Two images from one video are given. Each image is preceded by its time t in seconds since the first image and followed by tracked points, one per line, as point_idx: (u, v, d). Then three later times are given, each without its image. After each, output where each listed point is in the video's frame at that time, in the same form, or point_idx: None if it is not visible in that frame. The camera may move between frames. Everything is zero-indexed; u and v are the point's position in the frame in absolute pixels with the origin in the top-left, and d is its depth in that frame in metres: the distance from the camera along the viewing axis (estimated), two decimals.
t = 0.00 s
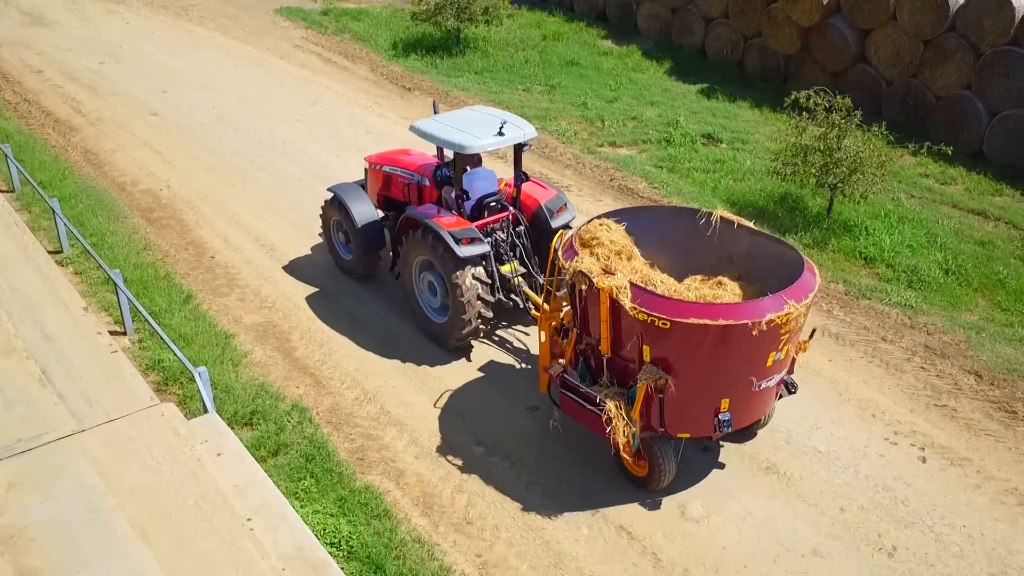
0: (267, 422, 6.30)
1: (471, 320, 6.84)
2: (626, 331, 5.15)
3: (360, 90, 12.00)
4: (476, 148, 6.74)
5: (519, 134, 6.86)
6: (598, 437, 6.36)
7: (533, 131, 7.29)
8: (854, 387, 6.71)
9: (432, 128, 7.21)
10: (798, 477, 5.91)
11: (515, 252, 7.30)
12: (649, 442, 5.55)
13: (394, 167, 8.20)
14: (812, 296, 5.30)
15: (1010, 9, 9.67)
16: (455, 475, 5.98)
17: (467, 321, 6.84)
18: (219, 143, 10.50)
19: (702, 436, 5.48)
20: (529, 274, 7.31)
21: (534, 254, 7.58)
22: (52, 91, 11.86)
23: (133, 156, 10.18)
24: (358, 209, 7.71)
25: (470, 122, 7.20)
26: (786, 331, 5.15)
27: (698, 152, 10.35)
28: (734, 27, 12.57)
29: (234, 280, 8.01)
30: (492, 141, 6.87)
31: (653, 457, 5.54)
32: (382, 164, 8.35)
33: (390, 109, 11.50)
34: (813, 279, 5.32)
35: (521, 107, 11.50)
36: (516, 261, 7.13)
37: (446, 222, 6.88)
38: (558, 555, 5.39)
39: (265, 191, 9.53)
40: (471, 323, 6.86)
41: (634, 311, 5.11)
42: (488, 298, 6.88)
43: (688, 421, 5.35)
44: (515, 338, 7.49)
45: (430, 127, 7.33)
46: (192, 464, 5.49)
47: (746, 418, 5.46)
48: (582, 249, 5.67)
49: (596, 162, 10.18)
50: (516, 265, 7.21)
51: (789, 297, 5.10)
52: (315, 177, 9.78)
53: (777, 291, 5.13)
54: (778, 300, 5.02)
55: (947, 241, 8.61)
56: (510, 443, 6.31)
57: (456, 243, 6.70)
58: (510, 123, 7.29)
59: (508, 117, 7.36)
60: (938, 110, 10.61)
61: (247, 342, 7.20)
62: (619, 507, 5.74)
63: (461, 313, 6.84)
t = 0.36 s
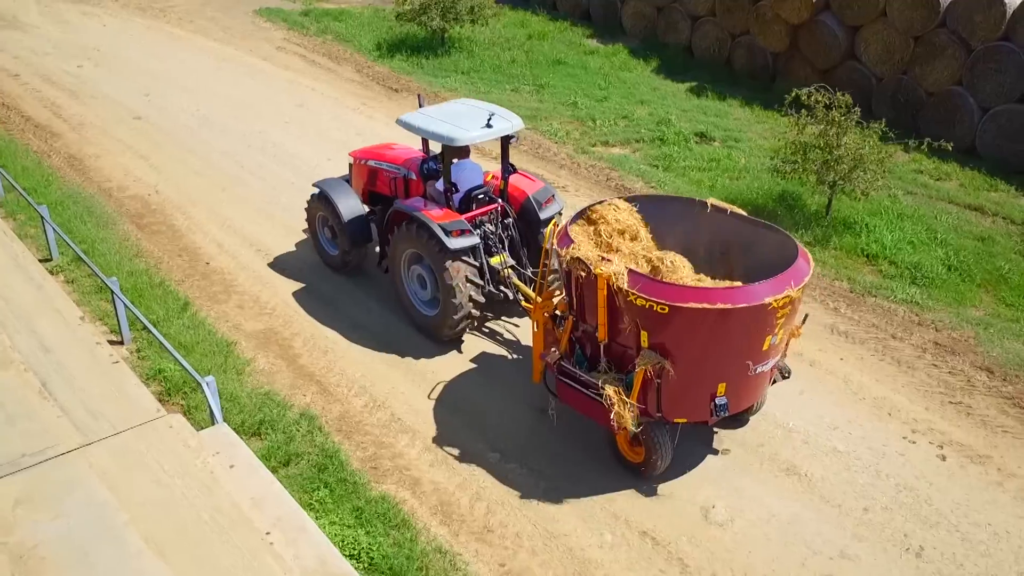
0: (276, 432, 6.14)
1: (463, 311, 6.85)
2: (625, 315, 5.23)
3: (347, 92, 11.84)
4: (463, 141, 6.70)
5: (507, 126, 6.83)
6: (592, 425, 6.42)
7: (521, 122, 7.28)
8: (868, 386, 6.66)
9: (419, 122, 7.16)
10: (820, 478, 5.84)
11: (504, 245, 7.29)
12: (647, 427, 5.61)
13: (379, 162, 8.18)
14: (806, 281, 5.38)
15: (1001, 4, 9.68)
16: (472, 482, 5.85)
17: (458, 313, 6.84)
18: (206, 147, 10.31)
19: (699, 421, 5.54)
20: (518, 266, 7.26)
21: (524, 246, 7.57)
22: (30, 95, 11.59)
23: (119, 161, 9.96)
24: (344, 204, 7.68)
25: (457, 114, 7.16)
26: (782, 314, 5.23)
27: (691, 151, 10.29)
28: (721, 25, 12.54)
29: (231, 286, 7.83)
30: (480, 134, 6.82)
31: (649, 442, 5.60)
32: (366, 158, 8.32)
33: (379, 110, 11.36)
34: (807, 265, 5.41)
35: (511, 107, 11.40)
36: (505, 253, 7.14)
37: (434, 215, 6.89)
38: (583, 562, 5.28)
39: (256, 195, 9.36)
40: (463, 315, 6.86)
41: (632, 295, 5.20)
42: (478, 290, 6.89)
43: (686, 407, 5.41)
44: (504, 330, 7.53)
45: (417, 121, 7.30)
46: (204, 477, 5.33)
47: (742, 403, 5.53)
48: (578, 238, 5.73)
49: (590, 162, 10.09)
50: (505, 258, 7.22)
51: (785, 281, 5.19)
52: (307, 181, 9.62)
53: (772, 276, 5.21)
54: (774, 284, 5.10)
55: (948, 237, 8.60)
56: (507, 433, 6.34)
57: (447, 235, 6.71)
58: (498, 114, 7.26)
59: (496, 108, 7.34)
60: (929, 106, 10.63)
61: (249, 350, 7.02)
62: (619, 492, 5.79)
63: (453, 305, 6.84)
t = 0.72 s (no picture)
0: (289, 443, 6.00)
1: (455, 305, 6.85)
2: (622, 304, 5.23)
3: (338, 94, 11.70)
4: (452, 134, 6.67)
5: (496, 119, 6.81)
6: (585, 415, 6.48)
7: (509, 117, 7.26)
8: (884, 387, 6.61)
9: (408, 117, 7.10)
10: (843, 482, 5.78)
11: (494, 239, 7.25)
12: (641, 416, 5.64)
13: (369, 158, 8.03)
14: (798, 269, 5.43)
15: (997, 2, 9.69)
16: (491, 492, 5.74)
17: (450, 307, 6.85)
18: (199, 152, 10.14)
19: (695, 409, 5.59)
20: (509, 259, 7.35)
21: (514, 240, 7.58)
22: (14, 100, 11.35)
23: (109, 167, 9.77)
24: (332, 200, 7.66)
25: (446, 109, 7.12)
26: (777, 303, 5.28)
27: (689, 150, 10.24)
28: (713, 24, 12.50)
29: (232, 294, 7.68)
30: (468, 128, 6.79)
31: (644, 431, 5.64)
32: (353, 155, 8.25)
33: (372, 113, 11.23)
34: (800, 254, 5.47)
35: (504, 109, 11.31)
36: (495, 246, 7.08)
37: (424, 210, 6.89)
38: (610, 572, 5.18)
39: (252, 200, 9.22)
40: (453, 310, 6.86)
41: (630, 284, 5.21)
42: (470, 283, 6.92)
43: (682, 395, 5.46)
44: (495, 323, 7.57)
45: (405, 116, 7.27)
46: (220, 491, 5.19)
47: (737, 390, 5.59)
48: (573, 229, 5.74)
49: (588, 163, 10.02)
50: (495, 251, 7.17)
51: (780, 269, 5.24)
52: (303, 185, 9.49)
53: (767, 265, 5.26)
54: (770, 272, 5.15)
55: (952, 235, 8.58)
56: (502, 426, 6.37)
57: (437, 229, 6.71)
58: (487, 109, 7.25)
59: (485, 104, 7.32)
60: (925, 104, 10.63)
61: (254, 359, 6.88)
62: (615, 482, 5.84)
63: (444, 298, 6.83)
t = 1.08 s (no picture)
0: (299, 456, 5.87)
1: (442, 301, 6.85)
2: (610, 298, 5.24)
3: (328, 97, 11.57)
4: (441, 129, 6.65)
5: (482, 118, 6.86)
6: (574, 409, 6.52)
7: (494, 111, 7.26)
8: (897, 390, 6.56)
9: (393, 113, 7.11)
10: (862, 487, 5.72)
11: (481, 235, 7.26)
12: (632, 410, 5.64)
13: (353, 156, 8.02)
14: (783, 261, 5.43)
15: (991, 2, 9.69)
16: (507, 503, 5.63)
17: (438, 303, 6.86)
18: (189, 158, 10.00)
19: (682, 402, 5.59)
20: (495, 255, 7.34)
21: (500, 236, 7.57)
22: None
23: (99, 174, 9.59)
24: (319, 198, 7.66)
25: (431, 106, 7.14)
26: (763, 294, 5.28)
27: (686, 152, 10.19)
28: (703, 25, 12.46)
29: (231, 303, 7.54)
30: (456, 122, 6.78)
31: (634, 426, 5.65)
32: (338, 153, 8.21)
33: (364, 116, 11.11)
34: (786, 246, 5.45)
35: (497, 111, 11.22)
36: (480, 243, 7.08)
37: (411, 206, 6.89)
38: None
39: (247, 207, 9.09)
40: (442, 306, 6.85)
41: (616, 277, 5.22)
42: (457, 279, 6.91)
43: (669, 387, 5.46)
44: (482, 319, 7.61)
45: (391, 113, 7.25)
46: (233, 507, 5.07)
47: (723, 383, 5.59)
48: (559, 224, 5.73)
49: (585, 166, 9.95)
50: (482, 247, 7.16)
51: (766, 261, 5.23)
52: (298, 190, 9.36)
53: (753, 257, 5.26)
54: (756, 264, 5.15)
55: (953, 236, 8.56)
56: (491, 421, 6.39)
57: (424, 225, 6.71)
58: (473, 105, 7.25)
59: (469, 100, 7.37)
60: (919, 104, 10.62)
61: (258, 369, 6.75)
62: (605, 476, 5.85)
63: (432, 295, 6.84)
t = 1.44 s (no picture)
0: (310, 470, 5.74)
1: (430, 299, 6.88)
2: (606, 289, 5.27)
3: (320, 101, 11.44)
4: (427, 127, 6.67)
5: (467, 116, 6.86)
6: (563, 403, 6.58)
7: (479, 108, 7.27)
8: (910, 394, 6.51)
9: (377, 111, 7.08)
10: (882, 494, 5.66)
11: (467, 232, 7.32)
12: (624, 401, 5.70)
13: (337, 154, 8.04)
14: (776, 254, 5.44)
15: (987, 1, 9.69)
16: (524, 515, 5.54)
17: (426, 301, 6.88)
18: (181, 164, 9.84)
19: (675, 392, 5.64)
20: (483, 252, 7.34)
21: (488, 232, 7.63)
22: None
23: (89, 181, 9.42)
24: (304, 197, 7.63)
25: (415, 103, 7.12)
26: (756, 285, 5.32)
27: (684, 154, 10.13)
28: (696, 26, 12.41)
29: (232, 313, 7.41)
30: (441, 120, 6.79)
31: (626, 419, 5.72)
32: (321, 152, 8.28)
33: (356, 120, 10.98)
34: (777, 240, 5.49)
35: (492, 114, 11.12)
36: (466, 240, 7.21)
37: (398, 205, 6.91)
38: None
39: (242, 214, 8.95)
40: (430, 304, 6.90)
41: (612, 267, 5.25)
42: (445, 277, 6.94)
43: (662, 377, 5.50)
44: (470, 316, 7.66)
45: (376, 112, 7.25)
46: (248, 525, 4.95)
47: (715, 373, 5.64)
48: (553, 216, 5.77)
49: (583, 169, 9.87)
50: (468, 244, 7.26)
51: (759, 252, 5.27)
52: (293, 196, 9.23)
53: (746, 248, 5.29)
54: (749, 254, 5.19)
55: (956, 237, 8.52)
56: (481, 416, 6.43)
57: (412, 224, 6.73)
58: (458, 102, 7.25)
59: (453, 97, 7.37)
60: (914, 104, 10.62)
61: (262, 381, 6.62)
62: (596, 468, 5.92)
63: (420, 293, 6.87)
